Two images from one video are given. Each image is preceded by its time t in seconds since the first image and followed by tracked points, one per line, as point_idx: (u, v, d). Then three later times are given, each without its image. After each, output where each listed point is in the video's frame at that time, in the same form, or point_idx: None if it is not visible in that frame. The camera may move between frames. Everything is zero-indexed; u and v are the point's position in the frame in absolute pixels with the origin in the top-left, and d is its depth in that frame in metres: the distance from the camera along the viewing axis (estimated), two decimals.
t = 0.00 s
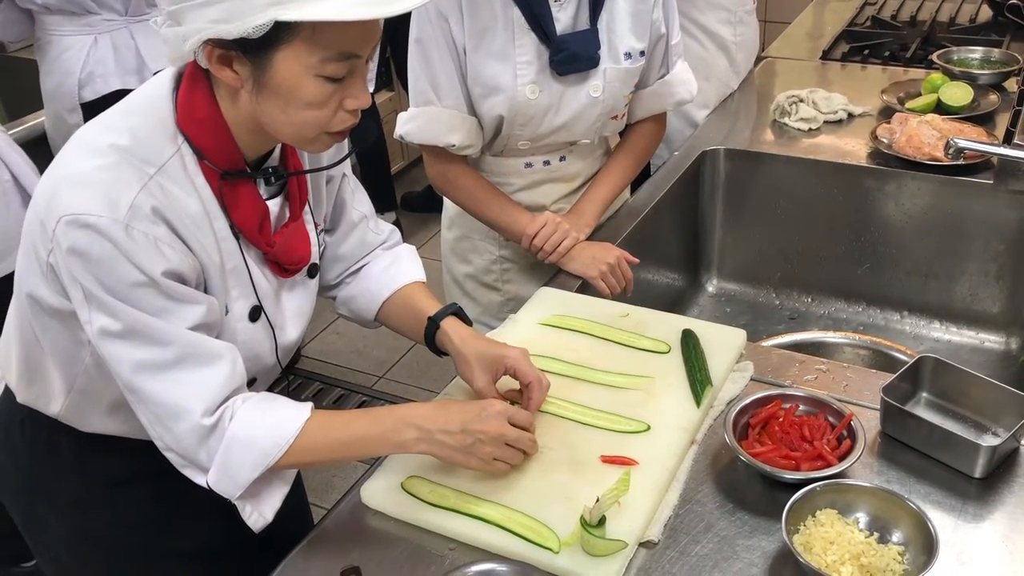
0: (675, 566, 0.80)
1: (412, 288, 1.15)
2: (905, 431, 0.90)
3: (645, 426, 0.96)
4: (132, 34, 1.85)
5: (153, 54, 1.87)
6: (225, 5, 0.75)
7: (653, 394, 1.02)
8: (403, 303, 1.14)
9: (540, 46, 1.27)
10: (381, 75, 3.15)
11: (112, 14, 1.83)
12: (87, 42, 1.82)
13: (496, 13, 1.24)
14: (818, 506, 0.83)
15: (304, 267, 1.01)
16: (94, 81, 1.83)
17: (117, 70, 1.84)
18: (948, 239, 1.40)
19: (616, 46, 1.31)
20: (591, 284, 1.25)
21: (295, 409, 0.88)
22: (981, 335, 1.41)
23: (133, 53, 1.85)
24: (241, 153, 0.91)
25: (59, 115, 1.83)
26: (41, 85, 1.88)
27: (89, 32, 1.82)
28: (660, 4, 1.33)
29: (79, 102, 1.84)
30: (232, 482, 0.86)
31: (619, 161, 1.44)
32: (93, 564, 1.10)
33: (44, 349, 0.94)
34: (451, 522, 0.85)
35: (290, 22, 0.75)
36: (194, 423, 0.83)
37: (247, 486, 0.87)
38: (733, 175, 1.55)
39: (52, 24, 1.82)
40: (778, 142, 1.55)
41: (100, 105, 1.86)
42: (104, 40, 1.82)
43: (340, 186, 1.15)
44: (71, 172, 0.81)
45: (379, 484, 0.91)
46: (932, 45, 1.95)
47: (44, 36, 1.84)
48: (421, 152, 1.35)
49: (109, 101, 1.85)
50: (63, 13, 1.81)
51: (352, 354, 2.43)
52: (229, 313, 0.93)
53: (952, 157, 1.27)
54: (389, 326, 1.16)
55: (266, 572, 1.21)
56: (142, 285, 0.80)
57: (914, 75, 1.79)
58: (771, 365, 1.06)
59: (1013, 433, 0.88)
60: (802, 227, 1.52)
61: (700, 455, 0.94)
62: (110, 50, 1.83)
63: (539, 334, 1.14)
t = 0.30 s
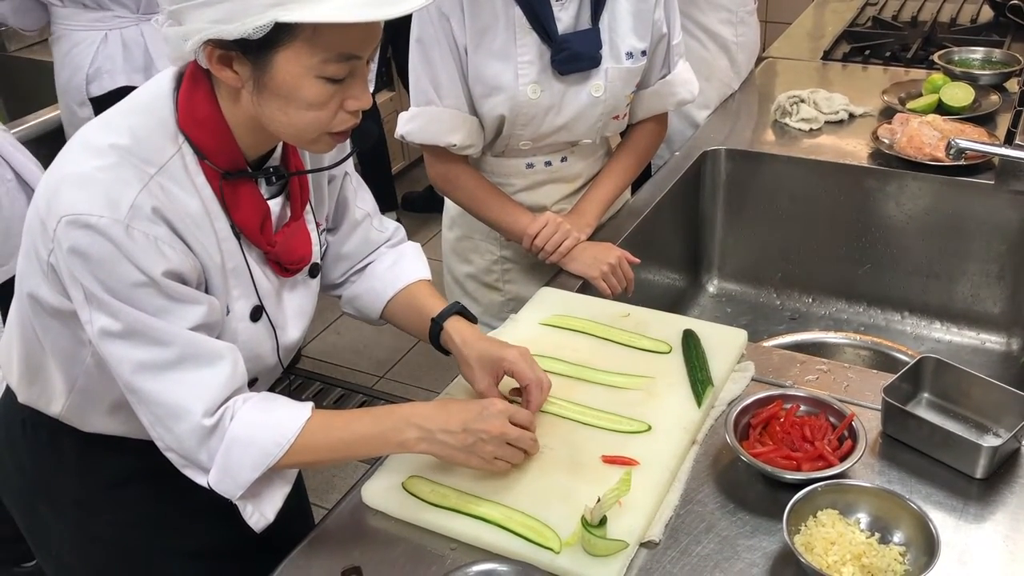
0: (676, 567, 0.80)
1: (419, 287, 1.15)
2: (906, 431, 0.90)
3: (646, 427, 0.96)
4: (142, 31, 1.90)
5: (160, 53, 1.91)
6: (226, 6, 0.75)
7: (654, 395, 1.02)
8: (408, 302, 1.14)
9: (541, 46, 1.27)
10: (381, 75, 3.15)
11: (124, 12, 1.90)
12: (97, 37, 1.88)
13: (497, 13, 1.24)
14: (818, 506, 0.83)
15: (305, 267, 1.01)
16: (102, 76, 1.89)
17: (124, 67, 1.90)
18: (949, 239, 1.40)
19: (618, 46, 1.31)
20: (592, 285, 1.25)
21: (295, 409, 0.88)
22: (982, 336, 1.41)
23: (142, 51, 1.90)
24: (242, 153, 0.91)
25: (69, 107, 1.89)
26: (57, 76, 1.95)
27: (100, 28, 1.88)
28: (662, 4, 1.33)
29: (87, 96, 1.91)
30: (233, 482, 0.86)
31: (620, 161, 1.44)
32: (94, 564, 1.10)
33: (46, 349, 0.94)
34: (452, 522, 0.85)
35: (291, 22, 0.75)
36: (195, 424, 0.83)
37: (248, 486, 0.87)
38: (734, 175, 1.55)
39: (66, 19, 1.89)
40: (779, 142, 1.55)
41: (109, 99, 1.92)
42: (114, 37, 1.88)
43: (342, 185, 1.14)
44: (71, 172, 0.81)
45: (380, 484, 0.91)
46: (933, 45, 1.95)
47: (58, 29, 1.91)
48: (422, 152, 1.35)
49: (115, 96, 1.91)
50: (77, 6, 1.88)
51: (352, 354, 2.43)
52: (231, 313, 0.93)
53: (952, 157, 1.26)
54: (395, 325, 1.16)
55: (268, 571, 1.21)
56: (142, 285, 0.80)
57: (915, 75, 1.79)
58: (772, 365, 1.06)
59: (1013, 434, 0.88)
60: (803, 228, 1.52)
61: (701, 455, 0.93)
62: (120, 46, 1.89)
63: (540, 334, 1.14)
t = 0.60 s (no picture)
0: (676, 568, 0.80)
1: (425, 284, 1.15)
2: (906, 433, 0.90)
3: (647, 427, 0.96)
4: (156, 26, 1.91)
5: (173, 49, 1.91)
6: (225, 5, 0.75)
7: (654, 396, 1.02)
8: (416, 301, 1.14)
9: (542, 47, 1.27)
10: (381, 75, 3.15)
11: (139, 6, 1.92)
12: (112, 30, 1.89)
13: (498, 14, 1.24)
14: (819, 507, 0.83)
15: (307, 268, 1.01)
16: (114, 68, 1.89)
17: (137, 61, 1.90)
18: (949, 240, 1.40)
19: (619, 47, 1.31)
20: (592, 285, 1.25)
21: (296, 410, 0.88)
22: (982, 337, 1.41)
23: (156, 46, 1.91)
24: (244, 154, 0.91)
25: (81, 99, 1.91)
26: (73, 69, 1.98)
27: (114, 21, 1.90)
28: (663, 5, 1.33)
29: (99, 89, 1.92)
30: (234, 483, 0.86)
31: (621, 162, 1.44)
32: (95, 564, 1.10)
33: (48, 351, 0.94)
34: (452, 523, 0.85)
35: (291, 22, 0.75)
36: (196, 425, 0.83)
37: (249, 487, 0.87)
38: (734, 176, 1.55)
39: (82, 11, 1.92)
40: (779, 143, 1.55)
41: (120, 92, 1.92)
42: (128, 30, 1.89)
43: (346, 184, 1.14)
44: (73, 172, 0.81)
45: (381, 485, 0.91)
46: (934, 46, 1.95)
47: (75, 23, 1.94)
48: (423, 152, 1.35)
49: (128, 88, 1.90)
50: None
51: (353, 354, 2.44)
52: (232, 313, 0.93)
53: (953, 158, 1.26)
54: (404, 323, 1.17)
55: (268, 571, 1.22)
56: (144, 286, 0.80)
57: (916, 76, 1.79)
58: (772, 366, 1.06)
59: (1013, 435, 0.88)
60: (803, 229, 1.52)
61: (701, 457, 0.94)
62: (133, 40, 1.89)
63: (542, 335, 1.14)
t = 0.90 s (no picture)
0: (677, 568, 0.79)
1: (426, 289, 1.15)
2: (908, 432, 0.90)
3: (648, 427, 0.96)
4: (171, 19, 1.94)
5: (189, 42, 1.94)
6: None
7: (655, 395, 1.02)
8: (415, 305, 1.14)
9: (543, 45, 1.26)
10: (381, 74, 3.15)
11: None
12: (127, 23, 1.92)
13: (499, 12, 1.24)
14: (821, 507, 0.83)
15: (308, 266, 1.01)
16: (129, 60, 1.91)
17: (152, 53, 1.93)
18: (950, 239, 1.40)
19: (619, 45, 1.30)
20: (593, 284, 1.25)
21: (295, 407, 0.87)
22: (983, 336, 1.40)
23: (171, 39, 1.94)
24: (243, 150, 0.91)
25: (99, 91, 1.94)
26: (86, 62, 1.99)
27: (129, 14, 1.92)
28: (664, 4, 1.33)
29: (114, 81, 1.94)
30: (232, 481, 0.86)
31: (621, 161, 1.44)
32: (93, 564, 1.10)
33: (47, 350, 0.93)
34: (452, 522, 0.85)
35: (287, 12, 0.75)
36: (194, 424, 0.83)
37: (248, 484, 0.87)
38: (734, 175, 1.55)
39: (97, 5, 1.93)
40: (780, 142, 1.54)
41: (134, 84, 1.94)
42: (144, 22, 1.92)
43: (347, 183, 1.14)
44: (71, 170, 0.81)
45: (381, 484, 0.90)
46: (935, 44, 1.94)
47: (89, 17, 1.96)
48: (424, 151, 1.35)
49: (140, 80, 1.92)
50: None
51: (353, 353, 2.43)
52: (231, 311, 0.92)
53: (955, 156, 1.25)
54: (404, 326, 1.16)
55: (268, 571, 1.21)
56: (142, 284, 0.80)
57: (917, 75, 1.78)
58: (773, 366, 1.06)
59: (1015, 434, 0.88)
60: (803, 228, 1.51)
61: (702, 456, 0.93)
62: (148, 33, 1.92)
63: (542, 335, 1.14)
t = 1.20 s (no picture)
0: (676, 568, 0.79)
1: (413, 289, 1.15)
2: (907, 431, 0.89)
3: (646, 426, 0.96)
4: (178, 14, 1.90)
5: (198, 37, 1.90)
6: None
7: (654, 395, 1.01)
8: (401, 306, 1.13)
9: (541, 44, 1.26)
10: (381, 73, 3.15)
11: None
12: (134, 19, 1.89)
13: (497, 11, 1.24)
14: (819, 507, 0.83)
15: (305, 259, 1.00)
16: (137, 56, 1.90)
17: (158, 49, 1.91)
18: (950, 239, 1.40)
19: (618, 45, 1.30)
20: (592, 284, 1.25)
21: (291, 404, 0.87)
22: (983, 336, 1.40)
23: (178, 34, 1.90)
24: (234, 145, 0.90)
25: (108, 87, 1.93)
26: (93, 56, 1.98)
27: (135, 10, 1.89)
28: (662, 3, 1.33)
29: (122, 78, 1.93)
30: (229, 478, 0.86)
31: (621, 160, 1.44)
32: (94, 563, 1.09)
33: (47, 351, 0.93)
34: (450, 522, 0.85)
35: None
36: (189, 425, 0.83)
37: (245, 481, 0.87)
38: (734, 174, 1.54)
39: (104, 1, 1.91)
40: (780, 141, 1.54)
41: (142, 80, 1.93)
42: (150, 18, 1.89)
43: (340, 178, 1.14)
44: (61, 171, 0.80)
45: (379, 484, 0.90)
46: (934, 43, 1.94)
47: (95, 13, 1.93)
48: (422, 151, 1.35)
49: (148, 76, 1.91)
50: None
51: (352, 353, 2.43)
52: (227, 308, 0.92)
53: (954, 155, 1.25)
54: (388, 326, 1.16)
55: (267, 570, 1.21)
56: (135, 286, 0.80)
57: (917, 74, 1.78)
58: (773, 365, 1.06)
59: (1015, 434, 0.88)
60: (803, 227, 1.51)
61: (701, 456, 0.93)
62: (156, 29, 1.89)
63: (541, 335, 1.13)
